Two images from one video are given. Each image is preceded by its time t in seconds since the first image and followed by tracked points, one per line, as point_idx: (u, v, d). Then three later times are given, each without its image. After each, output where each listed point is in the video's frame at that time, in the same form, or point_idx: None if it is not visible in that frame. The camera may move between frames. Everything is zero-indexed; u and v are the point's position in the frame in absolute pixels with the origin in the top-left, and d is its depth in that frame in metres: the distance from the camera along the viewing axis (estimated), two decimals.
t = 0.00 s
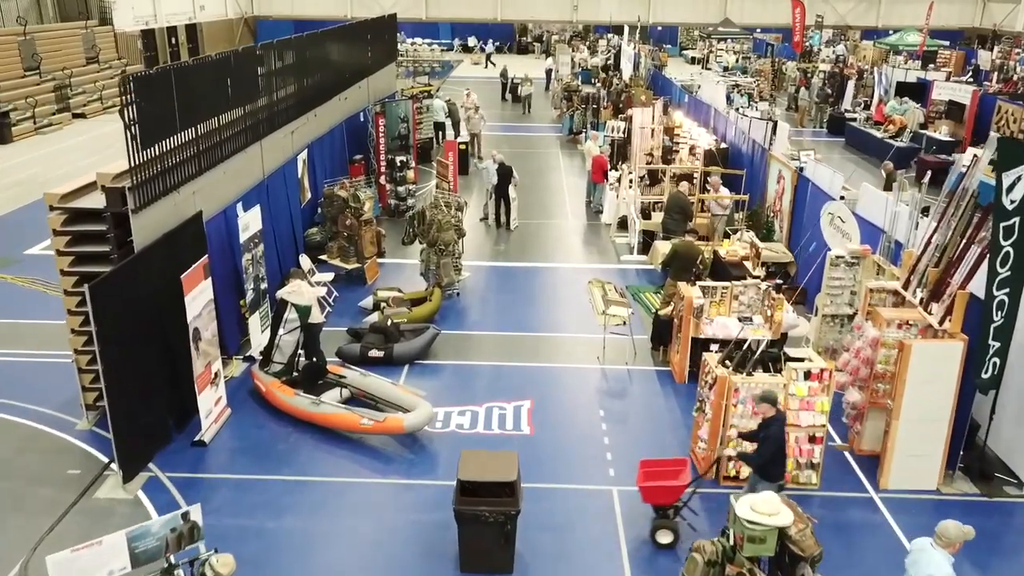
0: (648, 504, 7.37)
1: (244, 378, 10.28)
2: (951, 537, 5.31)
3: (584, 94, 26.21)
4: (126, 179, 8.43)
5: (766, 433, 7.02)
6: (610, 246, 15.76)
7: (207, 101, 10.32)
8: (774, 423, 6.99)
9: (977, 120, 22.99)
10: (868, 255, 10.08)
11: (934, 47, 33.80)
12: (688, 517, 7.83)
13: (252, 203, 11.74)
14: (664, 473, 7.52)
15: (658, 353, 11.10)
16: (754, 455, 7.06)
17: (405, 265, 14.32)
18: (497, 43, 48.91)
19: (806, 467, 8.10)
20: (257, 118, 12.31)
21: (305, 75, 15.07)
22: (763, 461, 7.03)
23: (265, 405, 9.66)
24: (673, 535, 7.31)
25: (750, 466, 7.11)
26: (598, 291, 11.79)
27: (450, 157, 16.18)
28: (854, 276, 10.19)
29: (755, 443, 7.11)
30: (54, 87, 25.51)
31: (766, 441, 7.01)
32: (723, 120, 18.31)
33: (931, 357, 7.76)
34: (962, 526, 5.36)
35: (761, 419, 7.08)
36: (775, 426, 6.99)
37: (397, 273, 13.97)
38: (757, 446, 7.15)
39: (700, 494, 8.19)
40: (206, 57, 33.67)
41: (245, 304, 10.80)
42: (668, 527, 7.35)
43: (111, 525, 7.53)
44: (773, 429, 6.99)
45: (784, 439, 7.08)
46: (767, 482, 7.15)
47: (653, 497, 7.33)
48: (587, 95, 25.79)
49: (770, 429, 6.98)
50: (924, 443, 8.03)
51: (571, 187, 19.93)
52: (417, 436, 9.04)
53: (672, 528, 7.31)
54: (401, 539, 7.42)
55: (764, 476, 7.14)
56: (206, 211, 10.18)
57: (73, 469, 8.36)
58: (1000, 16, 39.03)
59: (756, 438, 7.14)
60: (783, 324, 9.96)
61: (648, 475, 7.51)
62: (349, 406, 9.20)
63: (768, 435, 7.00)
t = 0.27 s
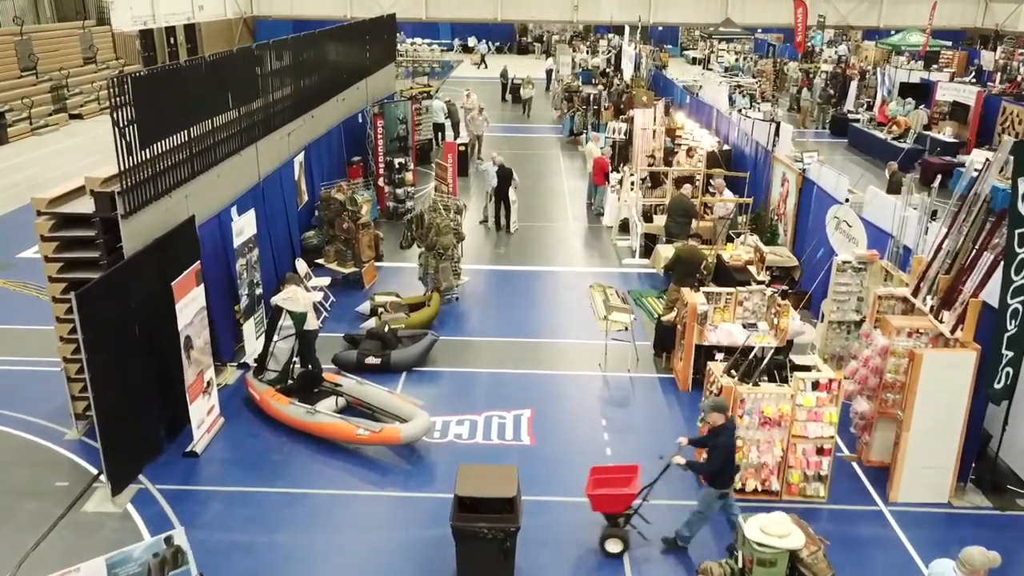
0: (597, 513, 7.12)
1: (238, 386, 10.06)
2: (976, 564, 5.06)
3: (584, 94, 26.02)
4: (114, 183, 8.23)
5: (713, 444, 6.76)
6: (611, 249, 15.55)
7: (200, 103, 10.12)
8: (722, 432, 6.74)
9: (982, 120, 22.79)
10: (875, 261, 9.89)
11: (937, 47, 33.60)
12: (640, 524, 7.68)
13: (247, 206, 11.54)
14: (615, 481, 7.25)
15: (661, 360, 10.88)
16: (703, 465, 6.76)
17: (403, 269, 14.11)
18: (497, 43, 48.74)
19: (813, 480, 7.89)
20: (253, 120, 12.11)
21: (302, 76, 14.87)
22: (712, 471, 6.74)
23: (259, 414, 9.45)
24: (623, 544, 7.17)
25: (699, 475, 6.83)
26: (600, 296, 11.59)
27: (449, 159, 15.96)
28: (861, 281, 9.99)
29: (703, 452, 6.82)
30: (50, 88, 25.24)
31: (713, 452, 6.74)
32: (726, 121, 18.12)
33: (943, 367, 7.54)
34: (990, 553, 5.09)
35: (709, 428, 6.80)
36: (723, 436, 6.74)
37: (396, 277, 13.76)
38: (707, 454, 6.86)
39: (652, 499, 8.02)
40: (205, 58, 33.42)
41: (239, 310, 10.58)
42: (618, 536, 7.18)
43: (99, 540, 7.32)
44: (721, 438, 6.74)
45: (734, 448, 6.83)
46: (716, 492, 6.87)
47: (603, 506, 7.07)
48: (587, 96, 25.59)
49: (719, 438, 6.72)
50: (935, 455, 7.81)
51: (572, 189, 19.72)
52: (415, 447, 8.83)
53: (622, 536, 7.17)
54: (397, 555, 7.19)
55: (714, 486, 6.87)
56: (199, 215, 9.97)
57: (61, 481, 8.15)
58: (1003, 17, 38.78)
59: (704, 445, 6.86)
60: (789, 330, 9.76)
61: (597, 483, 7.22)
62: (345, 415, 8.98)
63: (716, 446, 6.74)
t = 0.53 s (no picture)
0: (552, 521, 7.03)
1: (233, 394, 9.89)
2: None
3: (585, 95, 25.84)
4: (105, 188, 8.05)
5: (666, 448, 6.65)
6: (612, 252, 15.36)
7: (194, 105, 9.93)
8: (676, 437, 6.60)
9: (985, 122, 22.62)
10: (882, 266, 9.70)
11: (940, 48, 33.42)
12: (593, 532, 7.54)
13: (243, 210, 11.35)
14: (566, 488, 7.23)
15: (663, 366, 10.69)
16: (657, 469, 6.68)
17: (402, 273, 13.93)
18: (498, 43, 48.57)
19: (819, 491, 7.71)
20: (249, 122, 11.92)
21: (301, 76, 14.69)
22: (667, 475, 6.66)
23: (254, 422, 9.27)
24: (576, 553, 7.01)
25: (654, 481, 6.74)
26: (601, 300, 11.40)
27: (449, 161, 15.76)
28: (868, 287, 9.80)
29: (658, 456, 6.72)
30: (47, 88, 25.02)
31: (666, 457, 6.64)
32: (728, 122, 17.96)
33: (954, 376, 7.35)
34: None
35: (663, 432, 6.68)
36: (676, 440, 6.60)
37: (394, 281, 13.57)
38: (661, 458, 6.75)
39: (605, 509, 7.87)
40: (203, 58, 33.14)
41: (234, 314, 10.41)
42: (570, 544, 7.04)
43: (87, 553, 7.14)
44: (675, 443, 6.59)
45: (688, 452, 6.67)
46: (672, 497, 6.77)
47: (553, 512, 7.00)
48: (588, 97, 25.39)
49: (672, 441, 6.58)
50: (945, 467, 7.63)
51: (573, 191, 19.54)
52: (413, 457, 8.64)
53: (575, 545, 7.03)
54: (393, 571, 7.00)
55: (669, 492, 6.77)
56: (193, 220, 9.79)
57: (50, 492, 7.97)
58: (1005, 17, 38.48)
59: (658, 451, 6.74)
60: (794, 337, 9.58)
61: (550, 490, 7.21)
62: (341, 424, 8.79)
63: (669, 450, 6.62)
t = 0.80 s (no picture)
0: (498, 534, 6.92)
1: (228, 402, 9.68)
2: None
3: (586, 96, 25.63)
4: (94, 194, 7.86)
5: (607, 453, 6.51)
6: (614, 256, 15.15)
7: (188, 108, 9.73)
8: (618, 440, 6.48)
9: (991, 122, 22.38)
10: (891, 272, 9.49)
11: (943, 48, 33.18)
12: (537, 544, 7.36)
13: (238, 214, 11.15)
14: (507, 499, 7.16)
15: (666, 374, 10.48)
16: (600, 475, 6.54)
17: (400, 277, 13.72)
18: (498, 43, 48.34)
19: (828, 505, 7.51)
20: (245, 124, 11.71)
21: (299, 78, 14.49)
22: (610, 481, 6.51)
23: (248, 432, 9.06)
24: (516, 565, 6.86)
25: (597, 487, 6.60)
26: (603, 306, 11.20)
27: (448, 164, 15.53)
28: (875, 293, 9.60)
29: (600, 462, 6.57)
30: (44, 89, 24.35)
31: (608, 463, 6.49)
32: (731, 124, 17.76)
33: (967, 388, 7.15)
34: None
35: (605, 437, 6.55)
36: (618, 444, 6.48)
37: (393, 285, 13.36)
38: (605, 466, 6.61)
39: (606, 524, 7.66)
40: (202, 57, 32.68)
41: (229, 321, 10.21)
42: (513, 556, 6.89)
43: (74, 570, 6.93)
44: (617, 446, 6.48)
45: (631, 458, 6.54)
46: (612, 502, 6.65)
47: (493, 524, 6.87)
48: (589, 97, 25.14)
49: (614, 447, 6.46)
50: (957, 480, 7.42)
51: (574, 193, 19.33)
52: (411, 468, 8.43)
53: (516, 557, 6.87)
54: None
55: (611, 498, 6.64)
56: (186, 225, 9.59)
57: (38, 505, 7.77)
58: (1008, 16, 38.16)
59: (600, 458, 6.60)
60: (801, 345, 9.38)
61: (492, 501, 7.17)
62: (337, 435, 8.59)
63: (612, 454, 6.48)
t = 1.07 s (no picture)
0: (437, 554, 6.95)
1: (222, 411, 9.49)
2: None
3: (587, 97, 25.42)
4: (84, 199, 7.67)
5: (551, 465, 6.36)
6: (616, 260, 14.96)
7: (181, 111, 9.54)
8: (561, 452, 6.33)
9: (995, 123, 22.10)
10: (899, 278, 9.28)
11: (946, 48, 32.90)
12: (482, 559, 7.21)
13: (233, 218, 10.97)
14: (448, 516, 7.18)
15: (669, 381, 10.28)
16: (544, 486, 6.40)
17: (399, 281, 13.54)
18: (498, 43, 48.19)
19: (837, 518, 7.31)
20: (241, 127, 11.52)
21: (296, 79, 14.29)
22: (554, 492, 6.36)
23: (243, 441, 8.87)
24: None
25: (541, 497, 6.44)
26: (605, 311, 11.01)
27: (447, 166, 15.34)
28: (883, 299, 9.40)
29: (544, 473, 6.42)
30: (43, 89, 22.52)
31: (552, 474, 6.35)
32: (733, 126, 17.56)
33: (980, 399, 6.96)
34: None
35: (548, 449, 6.39)
36: (562, 456, 6.33)
37: (392, 290, 13.18)
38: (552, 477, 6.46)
39: (607, 537, 7.48)
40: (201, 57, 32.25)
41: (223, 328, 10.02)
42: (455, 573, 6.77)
43: None
44: (561, 458, 6.33)
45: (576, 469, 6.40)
46: (558, 515, 6.48)
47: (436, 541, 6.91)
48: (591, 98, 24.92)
49: (558, 458, 6.31)
50: (969, 493, 7.23)
51: (576, 195, 19.12)
52: (408, 479, 8.25)
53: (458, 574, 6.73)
54: None
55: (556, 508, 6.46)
56: (179, 230, 9.40)
57: (26, 518, 7.58)
58: (1009, 17, 37.84)
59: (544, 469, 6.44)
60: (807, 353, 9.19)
61: (434, 519, 7.16)
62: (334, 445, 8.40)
63: (555, 466, 6.34)
